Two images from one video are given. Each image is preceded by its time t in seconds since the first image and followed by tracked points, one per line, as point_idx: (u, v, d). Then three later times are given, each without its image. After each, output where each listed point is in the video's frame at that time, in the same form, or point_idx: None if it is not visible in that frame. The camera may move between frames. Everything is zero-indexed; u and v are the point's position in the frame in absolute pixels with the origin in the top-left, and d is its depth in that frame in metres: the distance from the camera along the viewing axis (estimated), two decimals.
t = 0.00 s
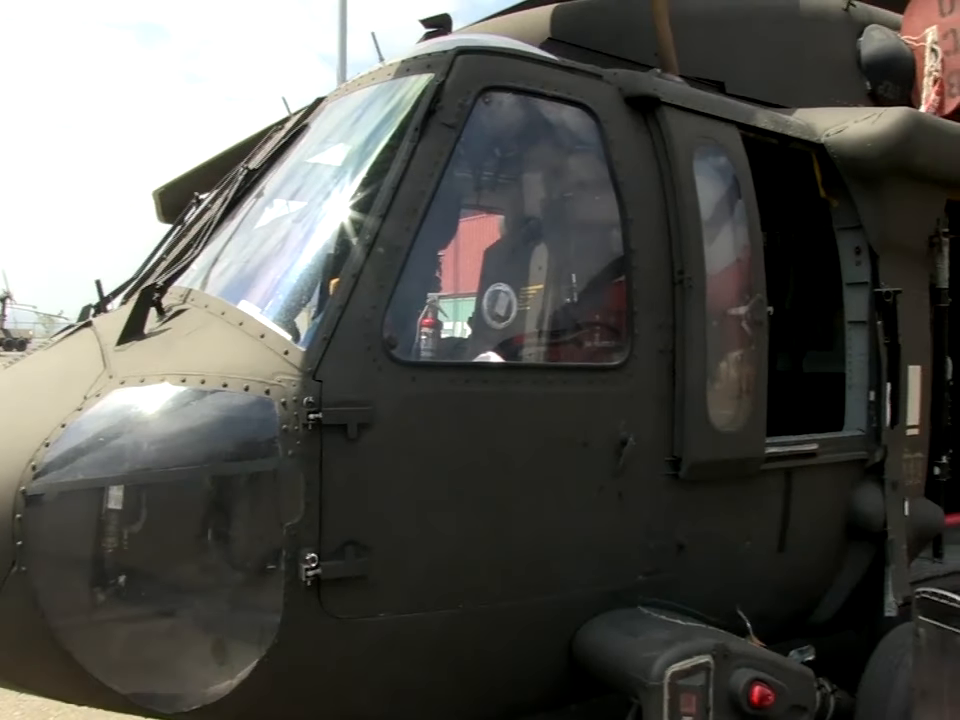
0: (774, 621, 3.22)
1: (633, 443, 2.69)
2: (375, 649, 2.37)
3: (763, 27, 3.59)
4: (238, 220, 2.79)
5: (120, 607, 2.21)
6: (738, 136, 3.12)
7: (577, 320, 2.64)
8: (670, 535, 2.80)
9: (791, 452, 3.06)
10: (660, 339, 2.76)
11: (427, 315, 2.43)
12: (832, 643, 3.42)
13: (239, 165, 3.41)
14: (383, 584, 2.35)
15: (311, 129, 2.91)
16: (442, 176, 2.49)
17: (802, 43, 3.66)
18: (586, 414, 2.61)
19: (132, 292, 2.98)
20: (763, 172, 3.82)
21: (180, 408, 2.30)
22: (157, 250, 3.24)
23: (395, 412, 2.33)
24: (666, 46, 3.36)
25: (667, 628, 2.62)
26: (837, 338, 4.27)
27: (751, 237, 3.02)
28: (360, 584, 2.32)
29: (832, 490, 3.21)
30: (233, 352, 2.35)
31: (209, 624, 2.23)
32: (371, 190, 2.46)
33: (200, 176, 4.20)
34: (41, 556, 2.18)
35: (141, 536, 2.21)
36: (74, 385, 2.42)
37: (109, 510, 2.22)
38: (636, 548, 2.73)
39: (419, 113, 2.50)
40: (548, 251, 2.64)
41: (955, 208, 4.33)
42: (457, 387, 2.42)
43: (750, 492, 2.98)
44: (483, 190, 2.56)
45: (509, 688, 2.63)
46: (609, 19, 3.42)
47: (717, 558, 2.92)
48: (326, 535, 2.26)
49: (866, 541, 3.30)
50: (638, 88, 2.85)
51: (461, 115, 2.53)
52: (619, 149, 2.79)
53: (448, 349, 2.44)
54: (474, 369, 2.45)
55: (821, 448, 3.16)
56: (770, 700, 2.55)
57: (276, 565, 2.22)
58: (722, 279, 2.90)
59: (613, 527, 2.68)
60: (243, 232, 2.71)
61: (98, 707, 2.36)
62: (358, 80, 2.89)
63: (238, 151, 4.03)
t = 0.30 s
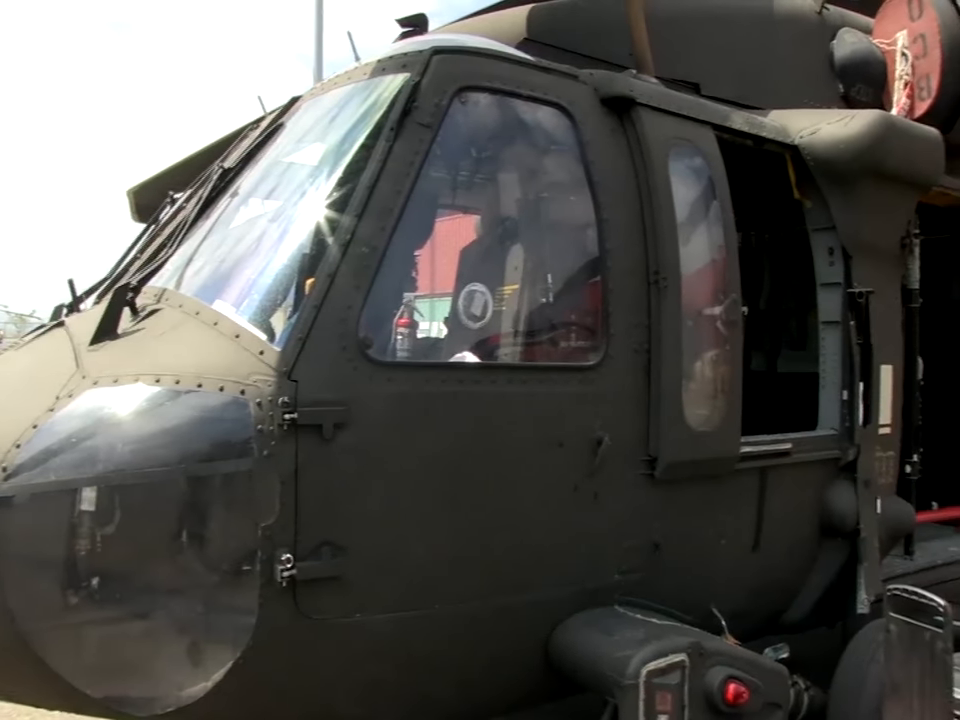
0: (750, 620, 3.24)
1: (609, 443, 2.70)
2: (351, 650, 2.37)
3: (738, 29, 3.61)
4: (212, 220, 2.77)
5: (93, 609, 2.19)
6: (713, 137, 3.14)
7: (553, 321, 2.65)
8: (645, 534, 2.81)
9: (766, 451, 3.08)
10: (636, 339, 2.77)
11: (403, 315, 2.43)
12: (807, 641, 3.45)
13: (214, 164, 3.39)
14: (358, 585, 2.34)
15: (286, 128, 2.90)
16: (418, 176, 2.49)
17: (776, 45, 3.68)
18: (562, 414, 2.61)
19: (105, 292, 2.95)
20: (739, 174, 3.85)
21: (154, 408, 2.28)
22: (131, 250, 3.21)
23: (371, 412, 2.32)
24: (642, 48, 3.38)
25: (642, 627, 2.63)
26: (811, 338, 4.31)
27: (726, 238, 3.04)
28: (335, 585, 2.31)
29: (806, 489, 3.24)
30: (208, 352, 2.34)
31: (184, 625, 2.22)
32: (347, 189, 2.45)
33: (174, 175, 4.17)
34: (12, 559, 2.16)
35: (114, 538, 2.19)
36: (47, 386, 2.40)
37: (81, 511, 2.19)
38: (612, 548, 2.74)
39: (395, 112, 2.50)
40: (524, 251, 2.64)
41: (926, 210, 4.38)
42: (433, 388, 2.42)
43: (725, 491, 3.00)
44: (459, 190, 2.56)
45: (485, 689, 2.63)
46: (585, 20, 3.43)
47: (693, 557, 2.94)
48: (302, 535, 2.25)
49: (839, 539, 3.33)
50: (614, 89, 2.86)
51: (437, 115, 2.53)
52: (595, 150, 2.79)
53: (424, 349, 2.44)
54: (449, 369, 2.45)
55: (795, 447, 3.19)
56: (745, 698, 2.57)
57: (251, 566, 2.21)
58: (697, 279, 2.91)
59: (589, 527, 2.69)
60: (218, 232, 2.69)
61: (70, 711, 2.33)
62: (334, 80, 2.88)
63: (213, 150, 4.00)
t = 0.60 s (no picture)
0: (727, 618, 3.26)
1: (586, 442, 2.70)
2: (328, 651, 2.36)
3: (715, 30, 3.63)
4: (189, 219, 2.75)
5: (67, 611, 2.18)
6: (690, 138, 3.15)
7: (530, 321, 2.65)
8: (622, 533, 2.82)
9: (742, 450, 3.10)
10: (613, 339, 2.77)
11: (380, 315, 2.42)
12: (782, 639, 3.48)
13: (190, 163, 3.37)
14: (335, 585, 2.33)
15: (263, 127, 2.88)
16: (395, 176, 2.48)
17: (753, 47, 3.71)
18: (538, 415, 2.61)
19: (80, 291, 2.93)
20: (716, 175, 3.88)
21: (129, 408, 2.26)
22: (106, 249, 3.19)
23: (347, 411, 2.32)
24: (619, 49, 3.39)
25: (619, 625, 2.64)
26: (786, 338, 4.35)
27: (703, 239, 3.06)
28: (311, 586, 2.30)
29: (782, 488, 3.26)
30: (184, 352, 2.32)
31: (159, 627, 2.21)
32: (324, 189, 2.44)
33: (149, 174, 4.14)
34: None
35: (89, 540, 2.17)
36: (20, 388, 2.39)
37: (55, 513, 2.17)
38: (589, 547, 2.75)
39: (372, 112, 2.49)
40: (501, 251, 2.64)
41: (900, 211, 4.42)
42: (409, 387, 2.41)
43: (702, 491, 3.01)
44: (436, 190, 2.56)
45: (464, 687, 2.63)
46: (562, 21, 3.44)
47: (669, 555, 2.95)
48: (278, 536, 2.24)
49: (814, 537, 3.36)
50: (591, 89, 2.86)
51: (414, 114, 2.53)
52: (571, 150, 2.80)
53: (402, 349, 2.44)
54: (426, 369, 2.44)
55: (771, 446, 3.21)
56: (721, 695, 2.58)
57: (228, 567, 2.19)
58: (673, 279, 2.92)
59: (565, 527, 2.69)
60: (194, 231, 2.68)
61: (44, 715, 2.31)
62: (310, 79, 2.87)
63: (190, 149, 3.98)
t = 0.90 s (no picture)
0: (709, 617, 3.28)
1: (568, 442, 2.71)
2: (309, 653, 2.35)
3: (696, 31, 3.64)
4: (170, 218, 2.74)
5: (46, 613, 2.16)
6: (672, 139, 3.17)
7: (513, 321, 2.65)
8: (604, 533, 2.82)
9: (724, 450, 3.11)
10: (595, 338, 2.78)
11: (362, 315, 2.42)
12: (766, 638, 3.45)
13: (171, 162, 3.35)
14: (317, 587, 2.32)
15: (245, 126, 2.87)
16: (377, 176, 2.48)
17: (734, 48, 3.72)
18: (520, 414, 2.62)
19: (60, 291, 2.91)
20: (698, 176, 3.89)
21: (110, 409, 2.24)
22: (86, 248, 3.17)
23: (329, 411, 2.31)
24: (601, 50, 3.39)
25: (602, 625, 2.65)
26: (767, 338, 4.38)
27: (684, 239, 3.07)
28: (293, 586, 2.29)
29: (763, 487, 3.28)
30: (165, 352, 2.31)
31: (140, 629, 2.19)
32: (306, 188, 2.43)
33: (130, 174, 4.11)
34: None
35: (69, 541, 2.16)
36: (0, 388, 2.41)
37: (34, 514, 2.15)
38: (571, 547, 2.75)
39: (354, 111, 2.49)
40: (483, 251, 2.65)
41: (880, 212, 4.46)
42: (391, 388, 2.41)
43: (683, 490, 3.02)
44: (418, 189, 2.55)
45: (446, 688, 2.63)
46: (545, 22, 3.45)
47: (651, 554, 2.96)
48: (260, 536, 2.23)
49: (795, 535, 3.38)
50: (574, 89, 2.87)
51: (397, 114, 2.52)
52: (554, 150, 2.80)
53: (384, 349, 2.43)
54: (408, 369, 2.44)
55: (752, 446, 3.23)
56: (703, 694, 2.60)
57: (209, 568, 2.18)
58: (655, 279, 2.93)
59: (548, 527, 2.70)
60: (175, 231, 2.66)
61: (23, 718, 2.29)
62: (293, 78, 2.86)
63: (171, 148, 3.96)
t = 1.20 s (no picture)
0: (691, 616, 3.29)
1: (551, 442, 2.71)
2: (292, 653, 2.34)
3: (679, 32, 3.65)
4: (151, 218, 2.73)
5: (24, 617, 2.15)
6: (655, 140, 3.18)
7: (496, 321, 2.65)
8: (587, 532, 2.83)
9: (707, 450, 3.12)
10: (578, 338, 2.78)
11: (346, 315, 2.41)
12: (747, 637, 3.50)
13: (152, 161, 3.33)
14: (299, 588, 2.31)
15: (227, 125, 2.86)
16: (361, 176, 2.47)
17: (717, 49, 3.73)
18: (504, 414, 2.62)
19: (39, 290, 2.88)
20: (681, 177, 3.91)
21: (91, 409, 2.23)
22: (66, 248, 3.14)
23: (311, 411, 2.30)
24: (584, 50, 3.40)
25: (585, 624, 2.66)
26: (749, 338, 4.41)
27: (667, 239, 3.08)
28: (275, 587, 2.28)
29: (745, 486, 3.29)
30: (146, 352, 2.30)
31: (121, 631, 2.18)
32: (289, 187, 2.42)
33: (110, 174, 4.08)
34: None
35: (48, 543, 2.14)
36: None
37: (13, 516, 2.13)
38: (554, 546, 2.76)
39: (338, 110, 2.48)
40: (466, 251, 2.65)
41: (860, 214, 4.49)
42: (374, 388, 2.41)
43: (666, 489, 3.03)
44: (402, 189, 2.55)
45: (429, 688, 2.63)
46: (527, 23, 3.45)
47: (634, 553, 2.97)
48: (242, 536, 2.22)
49: (777, 534, 3.40)
50: (557, 90, 2.87)
51: (380, 114, 2.52)
52: (537, 150, 2.81)
53: (367, 349, 2.43)
54: (391, 369, 2.44)
55: (734, 445, 3.25)
56: (685, 692, 2.61)
57: (191, 569, 2.17)
58: (638, 279, 2.94)
59: (531, 526, 2.70)
60: (157, 230, 2.65)
61: None
62: (275, 78, 2.85)
63: (151, 148, 3.93)
